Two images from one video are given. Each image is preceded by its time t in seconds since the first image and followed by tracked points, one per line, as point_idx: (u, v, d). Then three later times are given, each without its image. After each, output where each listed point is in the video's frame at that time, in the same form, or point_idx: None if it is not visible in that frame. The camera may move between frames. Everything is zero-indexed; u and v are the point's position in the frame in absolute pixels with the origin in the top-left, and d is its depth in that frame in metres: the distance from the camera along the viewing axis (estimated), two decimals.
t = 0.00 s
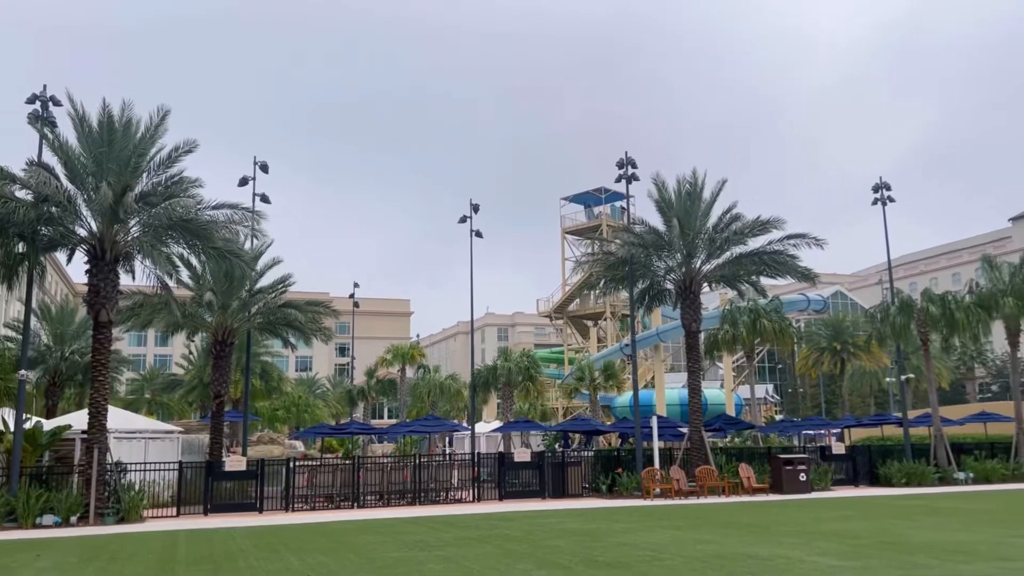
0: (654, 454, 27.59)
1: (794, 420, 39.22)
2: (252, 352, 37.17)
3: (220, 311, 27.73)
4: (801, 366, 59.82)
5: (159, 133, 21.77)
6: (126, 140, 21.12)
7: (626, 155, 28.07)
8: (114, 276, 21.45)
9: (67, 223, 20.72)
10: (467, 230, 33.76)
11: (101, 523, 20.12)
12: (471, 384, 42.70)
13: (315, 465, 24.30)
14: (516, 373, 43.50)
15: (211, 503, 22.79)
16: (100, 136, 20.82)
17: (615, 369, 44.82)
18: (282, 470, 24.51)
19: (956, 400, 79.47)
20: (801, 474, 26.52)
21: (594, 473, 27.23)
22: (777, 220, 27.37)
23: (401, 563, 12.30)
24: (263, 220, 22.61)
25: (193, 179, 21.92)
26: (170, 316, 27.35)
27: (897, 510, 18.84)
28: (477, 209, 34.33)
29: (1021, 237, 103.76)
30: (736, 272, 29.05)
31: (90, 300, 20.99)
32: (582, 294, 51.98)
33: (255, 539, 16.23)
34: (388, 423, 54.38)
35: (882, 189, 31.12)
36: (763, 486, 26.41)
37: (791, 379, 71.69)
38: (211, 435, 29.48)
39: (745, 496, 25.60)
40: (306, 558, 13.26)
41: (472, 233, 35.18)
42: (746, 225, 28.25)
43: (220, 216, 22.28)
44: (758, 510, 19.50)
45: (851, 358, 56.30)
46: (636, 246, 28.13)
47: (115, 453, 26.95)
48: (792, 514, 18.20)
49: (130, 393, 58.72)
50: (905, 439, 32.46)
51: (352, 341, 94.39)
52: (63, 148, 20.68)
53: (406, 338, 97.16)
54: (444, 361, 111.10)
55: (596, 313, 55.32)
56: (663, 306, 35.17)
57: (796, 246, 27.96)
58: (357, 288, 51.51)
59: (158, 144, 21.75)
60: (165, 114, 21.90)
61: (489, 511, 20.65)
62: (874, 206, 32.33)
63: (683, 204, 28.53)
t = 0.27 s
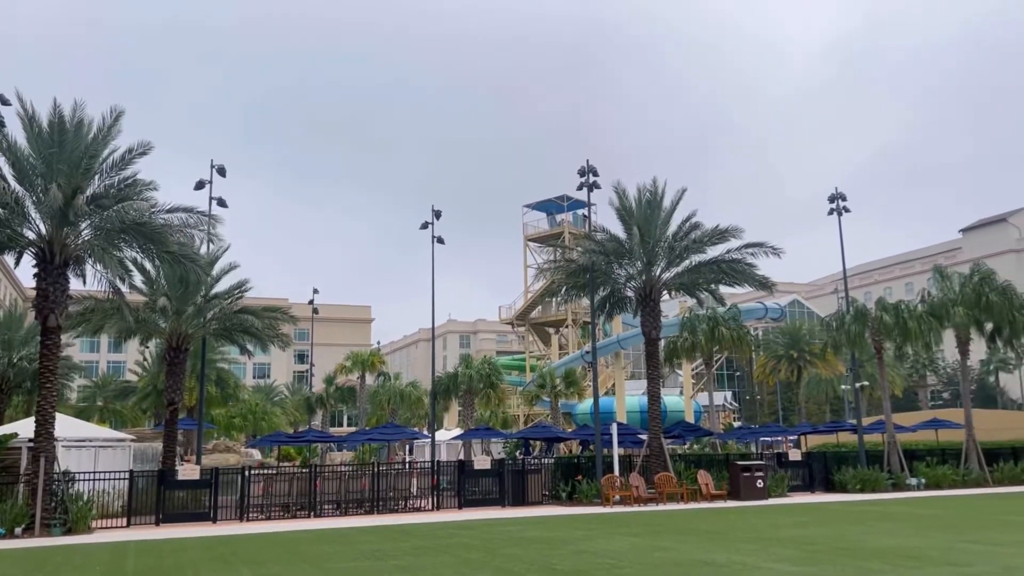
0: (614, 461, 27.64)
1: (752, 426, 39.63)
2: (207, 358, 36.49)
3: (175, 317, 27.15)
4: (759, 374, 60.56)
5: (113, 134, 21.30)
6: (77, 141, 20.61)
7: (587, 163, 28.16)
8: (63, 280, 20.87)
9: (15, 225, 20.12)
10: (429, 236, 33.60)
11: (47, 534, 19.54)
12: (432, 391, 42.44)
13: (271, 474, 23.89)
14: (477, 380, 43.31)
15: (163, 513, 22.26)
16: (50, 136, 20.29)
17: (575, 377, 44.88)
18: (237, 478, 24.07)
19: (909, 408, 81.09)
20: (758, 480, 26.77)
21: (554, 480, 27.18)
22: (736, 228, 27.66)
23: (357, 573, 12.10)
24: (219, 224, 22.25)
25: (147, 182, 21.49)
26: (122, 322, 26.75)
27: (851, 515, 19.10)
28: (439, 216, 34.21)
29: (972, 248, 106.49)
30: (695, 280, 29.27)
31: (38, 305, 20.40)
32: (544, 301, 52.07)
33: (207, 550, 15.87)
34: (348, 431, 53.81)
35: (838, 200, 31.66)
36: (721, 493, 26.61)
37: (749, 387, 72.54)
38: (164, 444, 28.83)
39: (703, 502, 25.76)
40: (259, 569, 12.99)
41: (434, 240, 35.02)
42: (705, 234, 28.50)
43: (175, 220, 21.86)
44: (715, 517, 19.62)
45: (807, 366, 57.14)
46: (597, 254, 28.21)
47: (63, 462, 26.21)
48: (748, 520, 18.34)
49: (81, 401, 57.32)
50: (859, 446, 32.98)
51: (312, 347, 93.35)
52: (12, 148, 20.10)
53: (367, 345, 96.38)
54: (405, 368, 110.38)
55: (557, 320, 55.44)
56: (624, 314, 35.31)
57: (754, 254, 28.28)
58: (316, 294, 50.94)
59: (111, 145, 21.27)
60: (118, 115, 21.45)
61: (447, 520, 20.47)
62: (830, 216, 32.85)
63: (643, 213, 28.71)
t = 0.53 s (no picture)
0: (578, 468, 27.60)
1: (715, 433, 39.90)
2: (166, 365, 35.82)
3: (132, 323, 26.51)
4: (722, 381, 61.05)
5: (68, 135, 20.80)
6: (31, 141, 20.06)
7: (553, 170, 28.15)
8: (16, 284, 20.26)
9: None
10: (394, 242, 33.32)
11: None
12: (396, 399, 42.09)
13: (231, 482, 23.46)
14: (442, 388, 43.04)
15: (117, 523, 21.73)
16: (2, 136, 19.70)
17: (541, 383, 44.70)
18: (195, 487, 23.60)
19: (868, 414, 82.34)
20: (721, 487, 26.91)
21: (518, 487, 27.05)
22: (700, 236, 27.85)
23: None
24: (179, 228, 21.82)
25: (104, 184, 21.00)
26: (78, 327, 26.15)
27: (812, 522, 19.25)
28: (404, 222, 33.98)
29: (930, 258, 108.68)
30: (660, 287, 29.38)
31: None
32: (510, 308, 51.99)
33: (162, 560, 15.51)
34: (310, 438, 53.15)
35: (800, 209, 32.05)
36: (684, 499, 26.71)
37: (713, 394, 73.11)
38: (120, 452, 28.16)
39: (666, 509, 25.85)
40: None
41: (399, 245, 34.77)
42: (670, 241, 28.64)
43: (132, 223, 21.39)
44: (679, 523, 19.68)
45: (770, 372, 57.74)
46: (562, 261, 28.22)
47: (14, 471, 25.45)
48: (711, 528, 18.39)
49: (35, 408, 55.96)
50: (820, 452, 33.36)
51: (275, 354, 92.25)
52: None
53: (332, 351, 95.51)
54: (369, 375, 109.53)
55: (524, 326, 55.38)
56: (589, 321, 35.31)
57: (717, 262, 28.49)
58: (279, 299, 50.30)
59: (66, 146, 20.75)
60: (74, 115, 20.94)
61: (410, 529, 20.25)
62: (792, 225, 33.20)
63: (609, 220, 28.78)
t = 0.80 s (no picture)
0: (547, 474, 27.53)
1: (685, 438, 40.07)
2: (130, 370, 35.18)
3: (94, 327, 25.97)
4: (691, 386, 61.41)
5: (29, 135, 20.34)
6: None
7: (525, 175, 28.12)
8: None
9: None
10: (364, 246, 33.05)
11: None
12: (365, 404, 41.72)
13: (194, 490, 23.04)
14: (412, 393, 42.71)
15: (77, 532, 21.23)
16: None
17: (512, 389, 44.54)
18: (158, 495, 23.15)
19: (835, 419, 83.33)
20: (689, 493, 27.00)
21: (487, 494, 26.91)
22: (669, 242, 27.97)
23: None
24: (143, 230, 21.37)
25: (65, 185, 20.55)
26: (37, 331, 25.58)
27: (780, 527, 19.36)
28: (374, 226, 33.73)
29: (894, 265, 110.39)
30: (630, 293, 29.45)
31: None
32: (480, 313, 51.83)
33: (122, 570, 15.17)
34: (277, 445, 52.51)
35: (768, 216, 32.32)
36: (653, 505, 26.77)
37: (682, 399, 73.51)
38: (80, 459, 27.55)
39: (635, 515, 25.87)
40: None
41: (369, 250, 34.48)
42: (640, 247, 28.74)
43: (94, 226, 20.95)
44: (648, 530, 19.69)
45: (738, 377, 58.22)
46: (533, 266, 28.14)
47: None
48: (680, 534, 18.41)
49: None
50: (788, 457, 33.62)
51: (242, 358, 91.16)
52: None
53: (300, 356, 94.59)
54: (339, 380, 108.67)
55: (494, 332, 55.26)
56: (559, 327, 35.29)
57: (687, 268, 28.64)
58: (247, 303, 49.69)
59: (27, 146, 20.30)
60: (36, 114, 20.48)
61: (378, 536, 20.03)
62: (760, 232, 33.47)
63: (580, 225, 28.78)
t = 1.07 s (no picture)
0: (521, 477, 27.47)
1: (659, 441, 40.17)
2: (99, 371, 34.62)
3: (61, 328, 25.52)
4: (666, 388, 61.67)
5: None
6: None
7: (501, 177, 28.06)
8: None
9: None
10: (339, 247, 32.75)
11: None
12: (338, 407, 41.39)
13: (163, 494, 22.68)
14: (386, 396, 42.44)
15: (42, 536, 20.80)
16: None
17: (487, 391, 44.38)
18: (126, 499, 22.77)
19: (808, 421, 84.08)
20: (663, 495, 27.06)
21: (461, 497, 26.78)
22: (644, 245, 28.04)
23: None
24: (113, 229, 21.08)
25: (32, 183, 20.21)
26: (3, 332, 25.11)
27: (752, 530, 19.46)
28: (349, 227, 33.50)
29: (867, 269, 111.66)
30: (605, 296, 29.47)
31: None
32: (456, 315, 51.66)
33: None
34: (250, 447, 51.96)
35: (742, 220, 32.50)
36: (627, 508, 26.79)
37: (657, 401, 73.82)
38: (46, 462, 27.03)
39: (609, 518, 25.87)
40: None
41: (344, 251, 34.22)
42: (615, 250, 28.78)
43: (62, 225, 20.66)
44: (621, 533, 19.69)
45: (712, 380, 58.57)
46: (509, 268, 28.06)
47: None
48: (654, 537, 18.43)
49: None
50: (761, 460, 33.82)
51: (215, 360, 90.22)
52: None
53: (275, 357, 93.85)
54: (313, 383, 107.91)
55: (470, 334, 55.12)
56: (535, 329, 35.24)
57: (662, 271, 28.72)
58: (219, 305, 49.13)
59: None
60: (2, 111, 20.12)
61: (350, 540, 19.85)
62: (734, 236, 33.64)
63: (555, 228, 28.75)
